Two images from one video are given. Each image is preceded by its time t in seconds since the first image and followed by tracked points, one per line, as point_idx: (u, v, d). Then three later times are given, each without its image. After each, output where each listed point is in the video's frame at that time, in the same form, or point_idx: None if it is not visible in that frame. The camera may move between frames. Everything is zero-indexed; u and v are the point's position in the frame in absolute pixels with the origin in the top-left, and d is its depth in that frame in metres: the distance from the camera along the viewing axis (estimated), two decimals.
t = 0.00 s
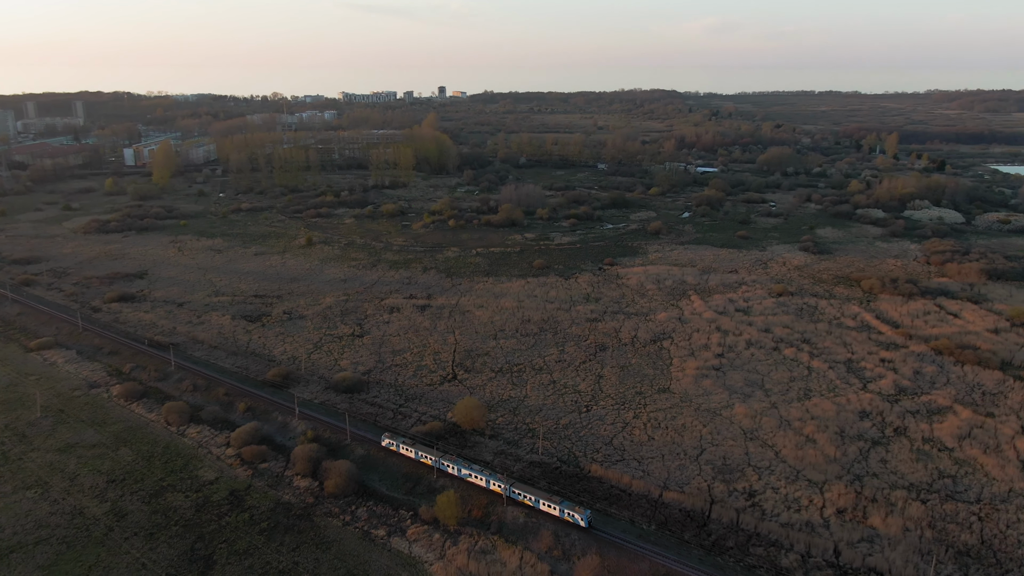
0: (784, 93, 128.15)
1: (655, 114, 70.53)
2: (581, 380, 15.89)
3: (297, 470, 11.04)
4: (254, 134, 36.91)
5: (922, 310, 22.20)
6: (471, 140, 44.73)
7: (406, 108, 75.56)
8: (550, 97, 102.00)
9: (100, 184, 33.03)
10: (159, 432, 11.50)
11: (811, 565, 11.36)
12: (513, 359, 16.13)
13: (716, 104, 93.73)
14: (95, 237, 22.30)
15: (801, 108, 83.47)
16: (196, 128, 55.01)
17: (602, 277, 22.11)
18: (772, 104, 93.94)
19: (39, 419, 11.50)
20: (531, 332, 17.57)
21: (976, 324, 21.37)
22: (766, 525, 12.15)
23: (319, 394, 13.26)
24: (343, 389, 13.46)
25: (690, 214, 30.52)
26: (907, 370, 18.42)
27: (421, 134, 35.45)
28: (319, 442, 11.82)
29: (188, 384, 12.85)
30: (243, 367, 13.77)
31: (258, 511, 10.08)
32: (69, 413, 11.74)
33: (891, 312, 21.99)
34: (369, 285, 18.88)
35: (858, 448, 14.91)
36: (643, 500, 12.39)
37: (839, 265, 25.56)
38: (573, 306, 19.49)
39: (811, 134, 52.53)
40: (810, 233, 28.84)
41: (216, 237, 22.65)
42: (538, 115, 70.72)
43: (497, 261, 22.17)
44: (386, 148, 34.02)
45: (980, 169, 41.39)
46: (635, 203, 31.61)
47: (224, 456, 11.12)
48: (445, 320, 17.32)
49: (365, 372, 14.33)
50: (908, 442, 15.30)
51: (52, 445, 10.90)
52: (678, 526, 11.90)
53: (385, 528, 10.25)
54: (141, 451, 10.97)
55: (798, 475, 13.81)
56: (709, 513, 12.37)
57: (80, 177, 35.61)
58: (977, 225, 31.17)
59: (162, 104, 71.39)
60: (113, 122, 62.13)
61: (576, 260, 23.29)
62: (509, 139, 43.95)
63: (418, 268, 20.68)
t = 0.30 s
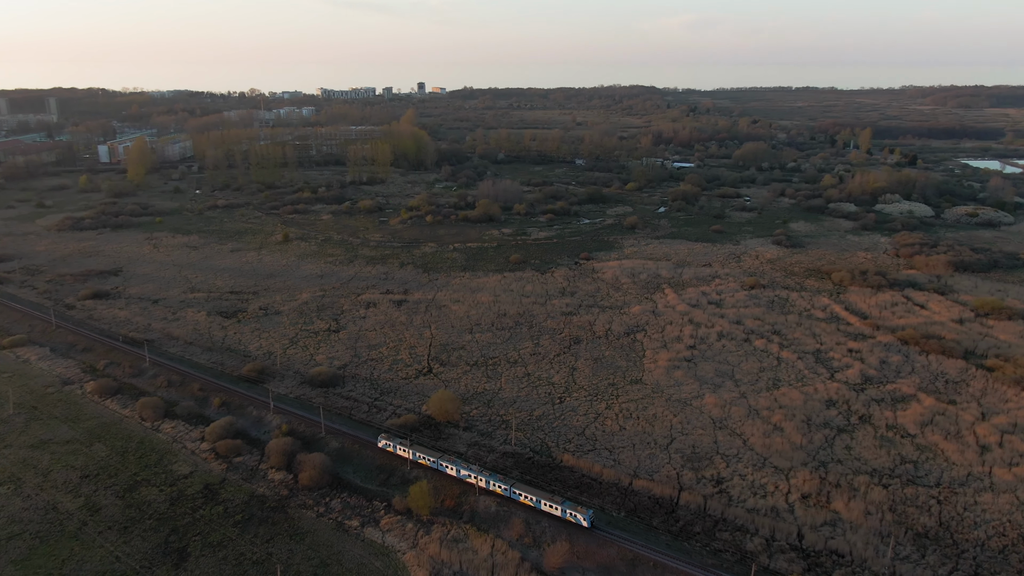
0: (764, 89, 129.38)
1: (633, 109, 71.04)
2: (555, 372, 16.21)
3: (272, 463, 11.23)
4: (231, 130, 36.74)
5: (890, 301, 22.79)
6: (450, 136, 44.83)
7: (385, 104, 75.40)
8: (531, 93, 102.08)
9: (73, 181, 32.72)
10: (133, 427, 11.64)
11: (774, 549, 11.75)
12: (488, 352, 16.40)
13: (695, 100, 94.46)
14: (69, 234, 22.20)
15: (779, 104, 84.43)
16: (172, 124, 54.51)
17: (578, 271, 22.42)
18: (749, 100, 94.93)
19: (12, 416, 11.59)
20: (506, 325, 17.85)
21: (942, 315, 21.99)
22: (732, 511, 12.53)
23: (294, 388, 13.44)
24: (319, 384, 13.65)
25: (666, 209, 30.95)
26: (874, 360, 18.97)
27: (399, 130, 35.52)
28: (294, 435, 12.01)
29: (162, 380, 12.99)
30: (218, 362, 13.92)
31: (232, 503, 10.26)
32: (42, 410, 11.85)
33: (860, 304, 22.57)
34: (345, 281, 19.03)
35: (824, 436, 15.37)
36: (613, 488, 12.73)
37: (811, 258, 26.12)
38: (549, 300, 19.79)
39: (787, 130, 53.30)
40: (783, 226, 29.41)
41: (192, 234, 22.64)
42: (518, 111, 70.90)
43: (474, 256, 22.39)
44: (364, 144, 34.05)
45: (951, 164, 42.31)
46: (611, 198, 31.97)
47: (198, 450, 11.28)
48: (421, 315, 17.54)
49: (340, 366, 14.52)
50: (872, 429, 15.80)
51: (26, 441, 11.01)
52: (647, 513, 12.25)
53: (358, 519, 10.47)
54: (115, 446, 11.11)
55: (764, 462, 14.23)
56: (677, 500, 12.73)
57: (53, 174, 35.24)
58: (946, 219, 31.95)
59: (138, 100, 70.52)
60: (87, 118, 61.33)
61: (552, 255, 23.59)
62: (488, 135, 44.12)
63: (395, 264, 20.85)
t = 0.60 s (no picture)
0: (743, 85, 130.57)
1: (612, 105, 71.43)
2: (529, 365, 16.51)
3: (246, 456, 11.41)
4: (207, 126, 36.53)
5: (859, 293, 23.38)
6: (429, 132, 44.90)
7: (364, 100, 75.13)
8: (511, 89, 102.10)
9: (46, 178, 32.41)
10: (107, 423, 11.78)
11: (740, 533, 12.13)
12: (464, 346, 16.67)
13: (674, 95, 95.06)
14: (41, 231, 22.08)
15: (757, 100, 85.31)
16: (147, 120, 53.92)
17: (554, 265, 22.72)
18: (727, 96, 95.77)
19: None
20: (482, 319, 18.11)
21: (909, 306, 22.61)
22: (699, 497, 12.92)
23: (269, 383, 13.62)
24: (294, 378, 13.85)
25: (642, 203, 31.35)
26: (841, 350, 19.52)
27: (377, 126, 35.55)
28: (268, 429, 12.20)
29: (136, 376, 13.14)
30: (193, 358, 14.06)
31: (206, 497, 10.44)
32: (14, 407, 11.94)
33: (830, 296, 23.12)
34: (322, 277, 19.17)
35: (791, 424, 15.84)
36: (584, 477, 13.08)
37: (783, 252, 26.66)
38: (525, 294, 20.07)
39: (763, 125, 54.01)
40: (756, 220, 29.94)
41: (167, 230, 22.61)
42: (498, 107, 70.98)
43: (451, 251, 22.61)
44: (342, 140, 34.06)
45: (923, 158, 43.17)
46: (588, 193, 32.30)
47: (173, 445, 11.44)
48: (397, 310, 17.75)
49: (316, 361, 14.72)
50: (838, 417, 16.30)
51: None
52: (616, 501, 12.60)
53: (332, 510, 10.69)
54: (88, 442, 11.25)
55: (732, 450, 14.65)
56: (646, 488, 13.10)
57: (26, 171, 34.85)
58: (916, 212, 32.69)
59: (112, 96, 69.60)
60: (60, 115, 60.46)
61: (529, 249, 23.87)
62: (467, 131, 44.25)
63: (372, 259, 21.00)
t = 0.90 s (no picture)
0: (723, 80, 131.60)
1: (591, 101, 71.82)
2: (504, 358, 16.81)
3: (219, 451, 11.60)
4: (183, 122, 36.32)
5: (830, 285, 23.93)
6: (408, 128, 44.94)
7: (343, 97, 74.81)
8: (491, 85, 102.10)
9: (19, 175, 32.10)
10: (80, 420, 11.93)
11: (706, 518, 12.51)
12: (439, 339, 16.93)
13: (654, 91, 95.52)
14: (13, 229, 21.96)
15: (735, 95, 86.08)
16: (122, 117, 53.35)
17: (530, 260, 23.01)
18: (706, 91, 96.43)
19: None
20: (458, 313, 18.37)
21: (878, 297, 23.19)
22: (668, 485, 13.29)
23: (244, 378, 13.80)
24: (269, 373, 14.03)
25: (619, 198, 31.74)
26: (810, 341, 20.02)
27: (355, 122, 35.57)
28: (242, 423, 12.38)
29: (110, 372, 13.28)
30: (167, 354, 14.20)
31: (179, 491, 10.62)
32: None
33: (801, 288, 23.65)
34: (298, 272, 19.30)
35: (759, 413, 16.28)
36: (556, 467, 13.40)
37: (756, 245, 27.17)
38: (501, 289, 20.34)
39: (740, 121, 54.68)
40: (731, 215, 30.44)
41: (142, 227, 22.59)
42: (477, 102, 70.98)
43: (428, 247, 22.82)
44: (320, 136, 34.05)
45: (896, 153, 43.99)
46: (566, 188, 32.61)
47: (146, 440, 11.61)
48: (374, 305, 17.96)
49: (291, 356, 14.90)
50: (805, 406, 16.77)
51: None
52: (587, 489, 12.93)
53: (305, 502, 10.91)
54: (61, 438, 11.40)
55: (701, 438, 15.06)
56: (616, 476, 13.45)
57: None
58: (888, 205, 33.39)
59: (86, 92, 68.63)
60: (32, 111, 59.57)
61: (506, 244, 24.13)
62: (446, 126, 44.37)
63: (349, 255, 21.15)
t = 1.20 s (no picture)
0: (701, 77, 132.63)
1: (569, 97, 72.16)
2: (477, 351, 17.12)
3: (191, 445, 11.80)
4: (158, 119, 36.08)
5: (799, 278, 24.50)
6: (386, 124, 44.98)
7: (320, 93, 74.40)
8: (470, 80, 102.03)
9: None
10: (52, 416, 12.10)
11: (672, 505, 12.91)
12: (413, 334, 17.20)
13: (633, 87, 96.12)
14: None
15: (713, 91, 86.84)
16: (95, 113, 52.72)
17: (505, 255, 23.31)
18: (684, 87, 97.26)
19: None
20: (432, 308, 18.64)
21: (846, 289, 23.80)
22: (635, 473, 13.68)
23: (217, 373, 13.99)
24: (242, 368, 14.22)
25: (594, 193, 32.13)
26: (779, 332, 20.56)
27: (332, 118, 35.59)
28: (215, 418, 12.58)
29: (82, 369, 13.42)
30: (140, 350, 14.34)
31: (151, 485, 10.82)
32: None
33: (771, 280, 24.21)
34: (273, 268, 19.45)
35: (726, 402, 16.75)
36: (526, 457, 13.74)
37: (729, 239, 27.70)
38: (476, 283, 20.62)
39: (717, 116, 55.34)
40: (704, 209, 30.96)
41: (115, 224, 22.55)
42: (455, 98, 71.03)
43: (403, 242, 23.03)
44: (296, 133, 34.04)
45: (868, 147, 44.84)
46: (542, 184, 32.93)
47: (119, 436, 11.79)
48: (348, 300, 18.17)
49: (264, 351, 15.10)
50: (771, 395, 17.27)
51: None
52: (556, 478, 13.28)
53: (277, 494, 11.15)
54: (32, 435, 11.57)
55: (669, 428, 15.49)
56: (585, 465, 13.82)
57: None
58: (859, 199, 34.11)
59: (58, 88, 67.62)
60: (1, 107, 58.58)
61: (481, 239, 24.41)
62: (424, 122, 44.47)
63: (324, 251, 21.31)
